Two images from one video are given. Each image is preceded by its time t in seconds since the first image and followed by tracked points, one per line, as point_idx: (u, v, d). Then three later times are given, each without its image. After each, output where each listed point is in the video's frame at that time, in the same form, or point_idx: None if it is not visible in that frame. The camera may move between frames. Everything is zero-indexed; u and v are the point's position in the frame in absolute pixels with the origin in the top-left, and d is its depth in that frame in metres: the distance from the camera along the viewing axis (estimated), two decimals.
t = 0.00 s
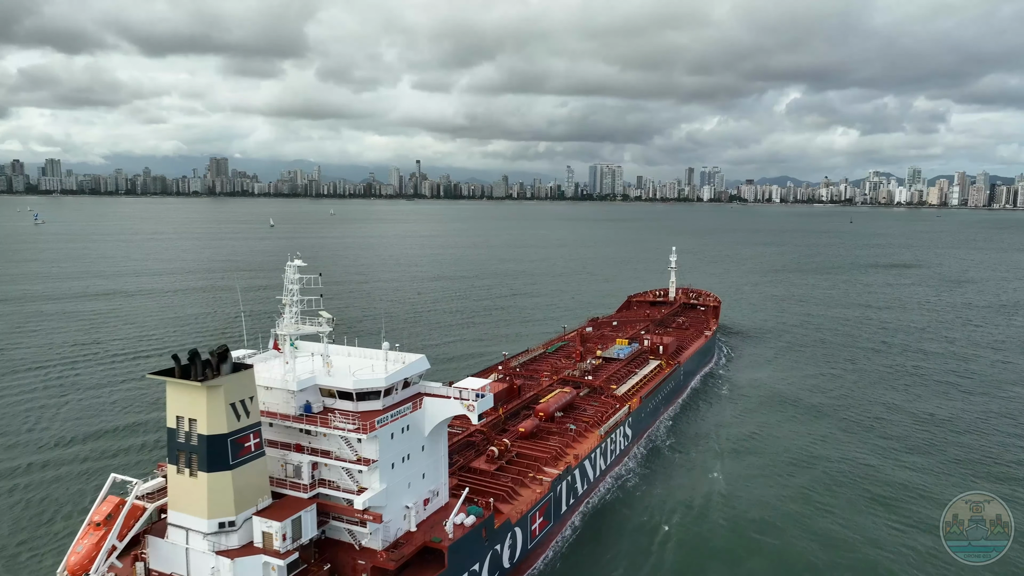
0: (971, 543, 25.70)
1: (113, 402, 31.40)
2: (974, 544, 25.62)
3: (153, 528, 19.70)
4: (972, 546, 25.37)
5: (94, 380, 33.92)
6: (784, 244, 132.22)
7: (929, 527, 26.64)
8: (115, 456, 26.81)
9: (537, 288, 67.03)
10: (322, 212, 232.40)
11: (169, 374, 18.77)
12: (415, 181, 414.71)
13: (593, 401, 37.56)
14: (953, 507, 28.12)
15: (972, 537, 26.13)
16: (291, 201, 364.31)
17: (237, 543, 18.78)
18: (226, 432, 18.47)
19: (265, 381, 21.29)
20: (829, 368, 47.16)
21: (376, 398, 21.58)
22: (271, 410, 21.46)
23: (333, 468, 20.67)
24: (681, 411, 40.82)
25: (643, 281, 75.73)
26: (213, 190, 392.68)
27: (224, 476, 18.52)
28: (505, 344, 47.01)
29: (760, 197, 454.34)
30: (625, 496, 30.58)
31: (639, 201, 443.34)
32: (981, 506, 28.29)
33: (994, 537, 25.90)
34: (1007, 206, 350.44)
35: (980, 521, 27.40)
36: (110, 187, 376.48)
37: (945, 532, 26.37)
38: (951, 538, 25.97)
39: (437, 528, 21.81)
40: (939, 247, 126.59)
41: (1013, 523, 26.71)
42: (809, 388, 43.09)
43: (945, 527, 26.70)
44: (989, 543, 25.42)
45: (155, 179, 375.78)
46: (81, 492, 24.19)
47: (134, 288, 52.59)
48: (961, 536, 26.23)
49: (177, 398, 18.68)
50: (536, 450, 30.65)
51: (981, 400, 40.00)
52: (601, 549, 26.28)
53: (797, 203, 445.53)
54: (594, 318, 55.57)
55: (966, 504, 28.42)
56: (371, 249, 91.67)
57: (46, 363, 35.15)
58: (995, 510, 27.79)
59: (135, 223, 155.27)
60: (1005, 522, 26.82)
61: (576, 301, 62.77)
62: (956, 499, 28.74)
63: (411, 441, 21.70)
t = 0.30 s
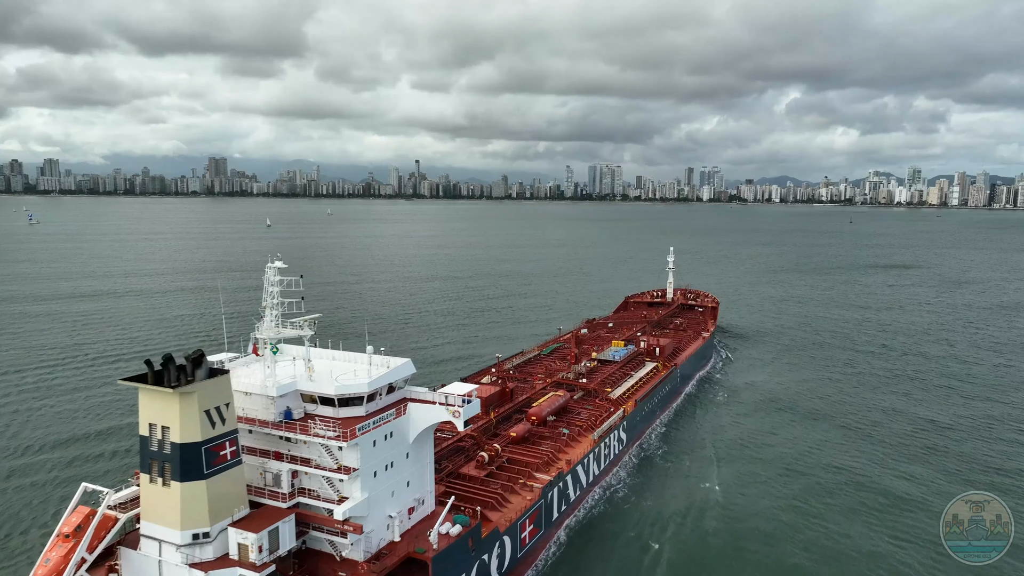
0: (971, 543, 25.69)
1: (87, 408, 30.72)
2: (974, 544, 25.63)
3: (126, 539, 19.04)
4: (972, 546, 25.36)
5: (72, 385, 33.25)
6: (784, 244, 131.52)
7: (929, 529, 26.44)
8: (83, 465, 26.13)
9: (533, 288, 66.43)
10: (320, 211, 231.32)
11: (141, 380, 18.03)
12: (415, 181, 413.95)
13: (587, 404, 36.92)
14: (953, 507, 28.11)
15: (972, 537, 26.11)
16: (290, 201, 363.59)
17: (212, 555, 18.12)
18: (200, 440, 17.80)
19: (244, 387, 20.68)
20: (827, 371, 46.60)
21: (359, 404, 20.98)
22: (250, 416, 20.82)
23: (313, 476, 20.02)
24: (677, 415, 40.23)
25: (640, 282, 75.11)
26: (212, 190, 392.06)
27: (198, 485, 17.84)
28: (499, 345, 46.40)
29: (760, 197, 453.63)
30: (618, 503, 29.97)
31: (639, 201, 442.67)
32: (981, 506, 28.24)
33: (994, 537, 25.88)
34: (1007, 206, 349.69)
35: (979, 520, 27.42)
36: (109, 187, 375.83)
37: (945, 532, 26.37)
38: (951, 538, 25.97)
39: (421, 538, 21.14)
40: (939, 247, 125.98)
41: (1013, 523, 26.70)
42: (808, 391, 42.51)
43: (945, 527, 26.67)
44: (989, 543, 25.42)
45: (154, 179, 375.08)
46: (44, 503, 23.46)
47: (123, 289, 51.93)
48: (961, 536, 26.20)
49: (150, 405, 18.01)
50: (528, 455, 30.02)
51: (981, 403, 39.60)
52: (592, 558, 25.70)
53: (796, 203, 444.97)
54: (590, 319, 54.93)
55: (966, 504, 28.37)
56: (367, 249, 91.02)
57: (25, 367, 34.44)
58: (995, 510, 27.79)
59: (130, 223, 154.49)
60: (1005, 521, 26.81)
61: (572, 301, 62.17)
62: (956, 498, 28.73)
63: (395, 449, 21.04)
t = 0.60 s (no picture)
0: (971, 543, 25.70)
1: (61, 413, 30.06)
2: (974, 544, 25.64)
3: (96, 551, 18.41)
4: (972, 546, 25.39)
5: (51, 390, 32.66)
6: (783, 244, 130.84)
7: (928, 533, 26.24)
8: (47, 473, 25.45)
9: (529, 289, 65.82)
10: (317, 211, 230.48)
11: (112, 385, 17.38)
12: (414, 181, 413.13)
13: (581, 407, 36.25)
14: (953, 507, 28.07)
15: (972, 537, 26.14)
16: (288, 202, 362.84)
17: (185, 567, 17.46)
18: (173, 447, 17.13)
19: (221, 392, 20.04)
20: (826, 372, 46.01)
21: (341, 410, 20.39)
22: (228, 421, 20.13)
23: (292, 485, 19.37)
24: (673, 418, 39.61)
25: (638, 282, 74.50)
26: (211, 190, 391.58)
27: (170, 495, 17.18)
28: (492, 346, 45.80)
29: (760, 197, 453.02)
30: (611, 510, 29.35)
31: (639, 201, 441.96)
32: (981, 505, 28.23)
33: (995, 537, 25.88)
34: (1008, 206, 348.98)
35: (979, 521, 27.41)
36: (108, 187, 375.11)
37: (945, 532, 26.34)
38: (952, 538, 25.95)
39: (405, 549, 20.46)
40: (939, 247, 125.37)
41: (1013, 523, 26.71)
42: (806, 393, 41.95)
43: (945, 527, 26.68)
44: (989, 543, 25.44)
45: (153, 179, 374.35)
46: (3, 514, 22.78)
47: (112, 290, 51.29)
48: (961, 536, 26.23)
49: (120, 411, 17.31)
50: (519, 459, 29.35)
51: (980, 403, 39.23)
52: (583, 567, 25.06)
53: (796, 203, 444.57)
54: (586, 320, 54.29)
55: (966, 504, 28.34)
56: (362, 249, 90.32)
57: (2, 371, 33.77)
58: (994, 510, 27.80)
59: (126, 224, 153.82)
60: (1005, 521, 26.82)
61: (568, 302, 61.55)
62: (956, 498, 28.71)
63: (377, 456, 20.34)
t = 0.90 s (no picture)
0: (971, 543, 25.69)
1: (34, 419, 29.28)
2: (974, 544, 25.62)
3: (64, 564, 17.70)
4: (972, 546, 25.37)
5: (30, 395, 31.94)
6: (782, 244, 130.22)
7: (928, 536, 25.99)
8: (13, 483, 24.72)
9: (525, 290, 65.12)
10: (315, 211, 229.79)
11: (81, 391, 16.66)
12: (413, 180, 412.05)
13: (575, 410, 35.57)
14: (953, 507, 28.03)
15: (972, 537, 26.15)
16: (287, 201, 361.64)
17: None
18: (143, 456, 16.42)
19: (198, 397, 19.39)
20: (825, 375, 45.48)
21: (323, 416, 19.76)
22: (205, 428, 19.46)
23: (270, 494, 18.68)
24: (669, 422, 38.93)
25: (635, 283, 73.83)
26: (209, 190, 390.41)
27: (140, 506, 16.47)
28: (487, 348, 45.15)
29: (760, 197, 452.13)
30: (604, 516, 28.71)
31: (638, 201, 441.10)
32: (981, 505, 28.16)
33: (995, 537, 25.86)
34: (1008, 206, 348.51)
35: (979, 521, 27.36)
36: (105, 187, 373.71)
37: (945, 532, 26.34)
38: (951, 538, 25.95)
39: (388, 560, 19.80)
40: (939, 248, 124.83)
41: (1013, 523, 26.66)
42: (805, 396, 41.39)
43: (945, 527, 26.68)
44: (989, 543, 25.41)
45: (150, 179, 372.97)
46: None
47: (99, 290, 50.44)
48: (961, 536, 26.23)
49: (89, 419, 16.60)
50: (510, 465, 28.68)
51: (980, 407, 38.82)
52: None
53: (796, 203, 444.07)
54: (582, 321, 53.62)
55: (966, 504, 28.29)
56: (357, 249, 89.47)
57: None
58: (995, 509, 27.73)
59: (122, 223, 152.37)
60: (1005, 522, 26.76)
61: (564, 303, 60.87)
62: (956, 499, 28.65)
63: (359, 464, 19.66)
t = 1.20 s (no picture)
0: (971, 543, 25.68)
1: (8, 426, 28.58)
2: (974, 544, 25.62)
3: None
4: (972, 547, 25.37)
5: (12, 401, 31.27)
6: (782, 244, 129.55)
7: (927, 539, 25.81)
8: None
9: (522, 290, 64.43)
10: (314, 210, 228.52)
11: (46, 399, 15.91)
12: (412, 181, 411.18)
13: (570, 414, 34.85)
14: (953, 507, 28.00)
15: (972, 537, 26.12)
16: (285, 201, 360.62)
17: None
18: (111, 467, 15.67)
19: (174, 404, 18.65)
20: (824, 377, 44.92)
21: (303, 423, 19.05)
22: (180, 436, 18.72)
23: (247, 505, 17.95)
24: (666, 426, 38.22)
25: (633, 284, 73.14)
26: (208, 190, 389.33)
27: (107, 519, 15.72)
28: (482, 350, 44.50)
29: (759, 197, 451.33)
30: (598, 523, 28.00)
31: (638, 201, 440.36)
32: (981, 505, 28.14)
33: (995, 537, 25.85)
34: (1008, 206, 347.97)
35: (979, 521, 27.32)
36: (103, 187, 372.58)
37: (945, 532, 26.32)
38: (952, 538, 25.93)
39: (371, 572, 19.09)
40: (939, 248, 124.22)
41: (1013, 523, 26.62)
42: (804, 399, 40.77)
43: (945, 527, 26.64)
44: (989, 543, 25.40)
45: (148, 179, 371.83)
46: None
47: (86, 291, 49.65)
48: (961, 536, 26.20)
49: (55, 429, 15.87)
50: (502, 471, 27.97)
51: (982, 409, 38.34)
52: None
53: (796, 203, 443.31)
54: (578, 322, 52.91)
55: (966, 504, 28.25)
56: (352, 249, 88.69)
57: None
58: (994, 509, 27.71)
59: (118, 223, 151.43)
60: (1005, 522, 26.73)
61: (561, 304, 60.19)
62: (956, 499, 28.60)
63: (341, 473, 18.93)
